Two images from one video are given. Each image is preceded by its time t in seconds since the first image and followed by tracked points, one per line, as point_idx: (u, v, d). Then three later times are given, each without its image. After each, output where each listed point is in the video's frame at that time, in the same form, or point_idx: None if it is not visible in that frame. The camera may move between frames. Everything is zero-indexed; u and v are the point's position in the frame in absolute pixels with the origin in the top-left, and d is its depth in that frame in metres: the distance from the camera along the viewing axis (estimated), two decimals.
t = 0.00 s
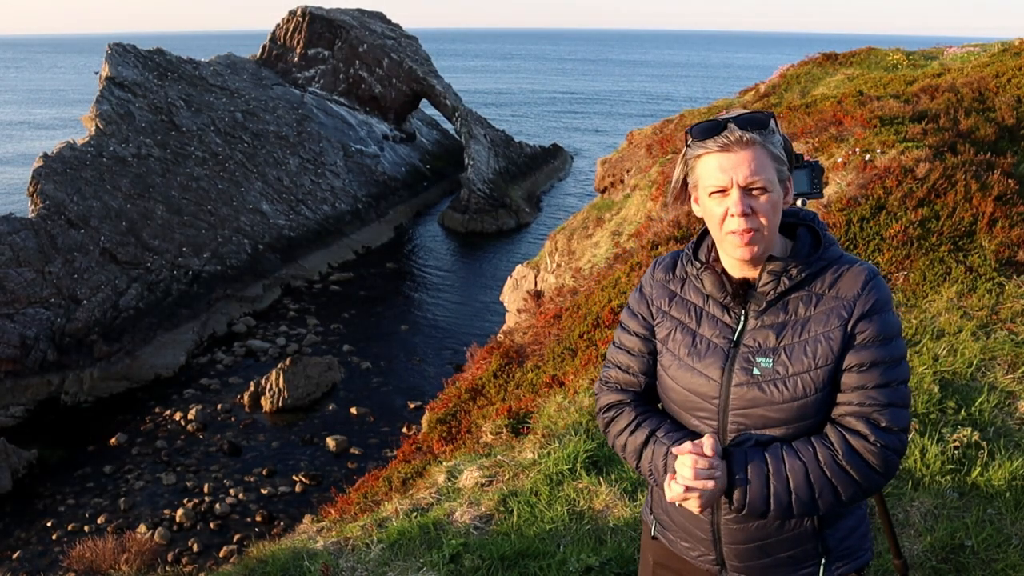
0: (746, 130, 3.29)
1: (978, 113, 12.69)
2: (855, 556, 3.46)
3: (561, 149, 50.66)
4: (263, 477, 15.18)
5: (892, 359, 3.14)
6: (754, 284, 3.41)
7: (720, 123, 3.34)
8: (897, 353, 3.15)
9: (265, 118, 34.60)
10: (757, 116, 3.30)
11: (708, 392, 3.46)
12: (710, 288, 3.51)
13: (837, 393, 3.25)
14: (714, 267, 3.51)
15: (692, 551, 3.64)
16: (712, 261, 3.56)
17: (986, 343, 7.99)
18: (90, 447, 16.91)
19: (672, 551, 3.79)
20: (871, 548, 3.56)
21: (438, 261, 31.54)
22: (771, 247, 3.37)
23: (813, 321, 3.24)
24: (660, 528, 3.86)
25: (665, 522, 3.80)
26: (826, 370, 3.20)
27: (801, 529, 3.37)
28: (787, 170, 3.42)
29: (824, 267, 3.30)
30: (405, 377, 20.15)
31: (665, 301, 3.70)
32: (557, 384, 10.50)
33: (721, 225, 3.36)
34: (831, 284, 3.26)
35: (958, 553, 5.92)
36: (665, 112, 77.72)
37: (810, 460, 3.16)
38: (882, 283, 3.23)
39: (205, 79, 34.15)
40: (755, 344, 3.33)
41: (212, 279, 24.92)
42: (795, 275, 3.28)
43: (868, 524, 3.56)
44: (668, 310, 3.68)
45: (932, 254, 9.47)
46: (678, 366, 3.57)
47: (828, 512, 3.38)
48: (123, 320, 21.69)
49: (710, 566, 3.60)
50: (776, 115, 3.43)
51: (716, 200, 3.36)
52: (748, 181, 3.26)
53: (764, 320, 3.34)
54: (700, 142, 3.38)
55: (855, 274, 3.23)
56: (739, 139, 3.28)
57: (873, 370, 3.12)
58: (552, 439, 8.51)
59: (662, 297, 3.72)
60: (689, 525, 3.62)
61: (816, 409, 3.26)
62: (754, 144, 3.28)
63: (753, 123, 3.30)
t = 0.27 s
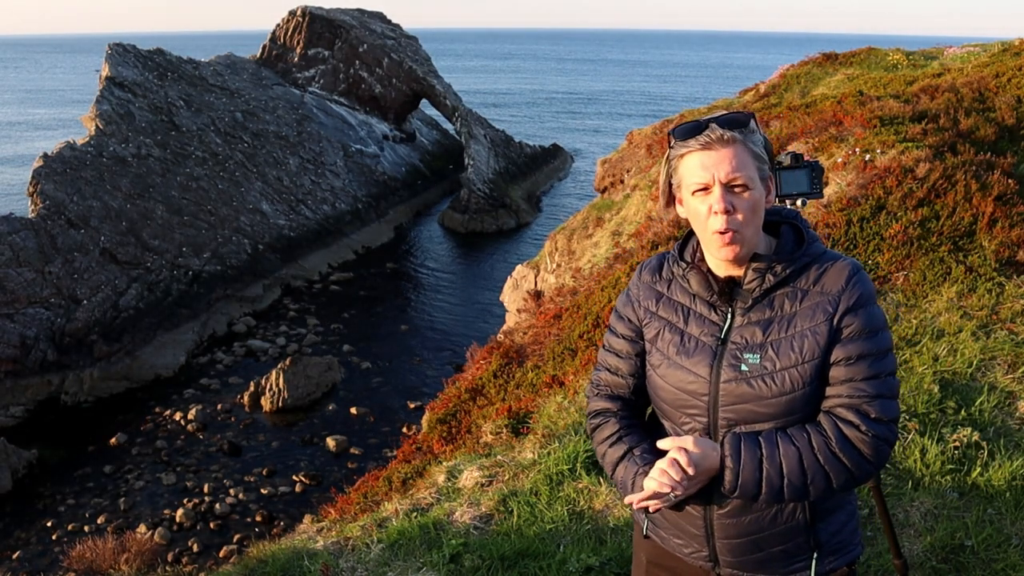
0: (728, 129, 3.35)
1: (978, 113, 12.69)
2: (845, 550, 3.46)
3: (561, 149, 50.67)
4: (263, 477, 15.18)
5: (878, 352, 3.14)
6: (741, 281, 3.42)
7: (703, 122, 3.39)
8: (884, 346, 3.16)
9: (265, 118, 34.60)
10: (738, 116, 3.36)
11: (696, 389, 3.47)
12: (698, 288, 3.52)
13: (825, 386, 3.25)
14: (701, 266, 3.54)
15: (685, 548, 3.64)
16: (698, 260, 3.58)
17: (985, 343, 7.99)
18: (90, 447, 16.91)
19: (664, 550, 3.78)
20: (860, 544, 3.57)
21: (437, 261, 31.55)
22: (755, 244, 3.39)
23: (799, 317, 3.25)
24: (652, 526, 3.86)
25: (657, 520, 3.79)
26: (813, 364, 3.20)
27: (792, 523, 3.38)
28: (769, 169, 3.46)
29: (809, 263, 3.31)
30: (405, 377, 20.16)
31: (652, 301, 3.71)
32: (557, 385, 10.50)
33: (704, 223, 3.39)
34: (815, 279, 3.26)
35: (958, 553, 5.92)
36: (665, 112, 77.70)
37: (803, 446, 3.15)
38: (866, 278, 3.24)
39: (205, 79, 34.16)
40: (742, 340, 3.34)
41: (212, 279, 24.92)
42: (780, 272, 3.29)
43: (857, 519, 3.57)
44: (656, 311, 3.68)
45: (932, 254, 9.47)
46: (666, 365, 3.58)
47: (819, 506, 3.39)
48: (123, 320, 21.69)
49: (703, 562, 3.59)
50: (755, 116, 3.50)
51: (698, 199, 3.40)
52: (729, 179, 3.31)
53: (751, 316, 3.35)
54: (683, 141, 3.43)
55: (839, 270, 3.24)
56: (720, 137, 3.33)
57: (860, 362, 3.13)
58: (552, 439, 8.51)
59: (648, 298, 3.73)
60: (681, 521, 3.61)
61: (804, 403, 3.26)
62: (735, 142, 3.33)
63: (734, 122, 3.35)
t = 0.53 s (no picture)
0: (713, 130, 3.34)
1: (978, 113, 12.68)
2: (839, 546, 3.46)
3: (561, 149, 50.66)
4: (263, 477, 15.18)
5: (869, 348, 3.14)
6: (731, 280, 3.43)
7: (689, 124, 3.39)
8: (875, 342, 3.16)
9: (265, 118, 34.61)
10: (724, 116, 3.35)
11: (688, 387, 3.46)
12: (688, 287, 3.52)
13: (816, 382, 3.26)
14: (691, 266, 3.54)
15: (680, 545, 3.64)
16: (688, 260, 3.58)
17: (985, 343, 7.99)
18: (90, 447, 16.91)
19: (659, 548, 3.78)
20: (853, 540, 3.57)
21: (437, 261, 31.54)
22: (743, 243, 3.39)
23: (789, 314, 3.25)
24: (646, 525, 3.85)
25: (651, 518, 3.78)
26: (803, 361, 3.20)
27: (786, 519, 3.37)
28: (756, 169, 3.45)
29: (798, 261, 3.32)
30: (405, 377, 20.16)
31: (642, 301, 3.71)
32: (557, 385, 10.50)
33: (690, 223, 3.39)
34: (805, 277, 3.27)
35: (958, 553, 5.92)
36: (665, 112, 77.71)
37: (798, 441, 3.14)
38: (855, 275, 3.25)
39: (205, 79, 34.16)
40: (733, 338, 3.34)
41: (212, 279, 24.91)
42: (769, 270, 3.29)
43: (850, 515, 3.57)
44: (646, 310, 3.67)
45: (932, 254, 9.47)
46: (657, 364, 3.58)
47: (812, 502, 3.38)
48: (123, 320, 21.68)
49: (697, 560, 3.58)
50: (743, 116, 3.48)
51: (684, 199, 3.40)
52: (714, 179, 3.30)
53: (741, 314, 3.35)
54: (670, 142, 3.42)
55: (827, 267, 3.25)
56: (705, 138, 3.32)
57: (852, 359, 3.13)
58: (552, 439, 8.51)
59: (638, 298, 3.73)
60: (675, 518, 3.61)
61: (796, 400, 3.26)
62: (720, 142, 3.32)
63: (719, 123, 3.34)
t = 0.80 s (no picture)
0: (708, 128, 3.34)
1: (978, 113, 12.69)
2: (835, 545, 3.46)
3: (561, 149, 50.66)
4: (263, 477, 15.18)
5: (866, 349, 3.14)
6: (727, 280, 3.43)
7: (684, 123, 3.38)
8: (872, 343, 3.16)
9: (265, 118, 34.61)
10: (719, 116, 3.35)
11: (684, 386, 3.47)
12: (684, 286, 3.53)
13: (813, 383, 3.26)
14: (688, 265, 3.54)
15: (676, 545, 3.64)
16: (684, 260, 3.59)
17: (986, 343, 7.99)
18: (90, 447, 16.91)
19: (655, 547, 3.78)
20: (849, 539, 3.57)
21: (437, 261, 31.55)
22: (740, 243, 3.40)
23: (785, 314, 3.25)
24: (643, 523, 3.85)
25: (647, 517, 3.79)
26: (799, 362, 3.20)
27: (781, 518, 3.37)
28: (751, 168, 3.46)
29: (794, 260, 3.32)
30: (405, 377, 20.16)
31: (638, 301, 3.72)
32: (557, 385, 10.50)
33: (686, 222, 3.39)
34: (801, 277, 3.27)
35: (958, 553, 5.92)
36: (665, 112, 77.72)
37: (798, 443, 3.14)
38: (851, 275, 3.25)
39: (205, 79, 34.17)
40: (729, 338, 3.35)
41: (212, 279, 24.91)
42: (765, 270, 3.30)
43: (846, 514, 3.57)
44: (643, 310, 3.68)
45: (932, 254, 9.47)
46: (654, 363, 3.58)
47: (807, 502, 3.38)
48: (123, 320, 21.68)
49: (693, 559, 3.59)
50: (737, 115, 3.48)
51: (679, 198, 3.41)
52: (710, 178, 3.30)
53: (737, 314, 3.35)
54: (665, 141, 3.42)
55: (823, 267, 3.25)
56: (701, 137, 3.32)
57: (849, 360, 3.12)
58: (553, 439, 8.51)
59: (635, 298, 3.74)
60: (671, 518, 3.62)
61: (792, 400, 3.26)
62: (716, 141, 3.32)
63: (714, 123, 3.34)
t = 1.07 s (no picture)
0: (703, 129, 3.32)
1: (978, 113, 12.69)
2: (831, 545, 3.45)
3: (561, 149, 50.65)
4: (263, 477, 15.18)
5: (866, 351, 3.13)
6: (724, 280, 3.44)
7: (680, 123, 3.37)
8: (871, 345, 3.16)
9: (265, 118, 34.61)
10: (716, 116, 3.32)
11: (681, 386, 3.47)
12: (681, 286, 3.53)
13: (812, 384, 3.25)
14: (684, 265, 3.55)
15: (671, 544, 3.64)
16: (681, 259, 3.59)
17: (986, 343, 7.99)
18: (90, 447, 16.91)
19: (651, 546, 3.78)
20: (846, 539, 3.56)
21: (437, 261, 31.55)
22: (735, 244, 3.40)
23: (782, 315, 3.25)
24: (639, 523, 3.85)
25: (643, 516, 3.79)
26: (796, 363, 3.20)
27: (777, 518, 3.37)
28: (749, 170, 3.42)
29: (792, 261, 3.31)
30: (405, 377, 20.15)
31: (635, 300, 3.72)
32: (557, 385, 10.49)
33: (677, 222, 3.41)
34: (798, 278, 3.26)
35: (958, 553, 5.92)
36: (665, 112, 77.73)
37: (800, 445, 3.14)
38: (849, 277, 3.24)
39: (205, 79, 34.17)
40: (726, 339, 3.35)
41: (212, 279, 24.91)
42: (763, 270, 3.29)
43: (843, 514, 3.56)
44: (640, 309, 3.68)
45: (932, 254, 9.47)
46: (650, 362, 3.59)
47: (803, 502, 3.38)
48: (123, 320, 21.68)
49: (689, 559, 3.59)
50: (736, 115, 3.45)
51: (672, 198, 3.42)
52: (701, 180, 3.29)
53: (734, 315, 3.35)
54: (661, 140, 3.42)
55: (821, 269, 3.24)
56: (694, 138, 3.31)
57: (849, 363, 3.12)
58: (553, 439, 8.51)
59: (632, 297, 3.74)
60: (667, 517, 3.62)
61: (790, 401, 3.25)
62: (709, 143, 3.30)
63: (711, 123, 3.32)
